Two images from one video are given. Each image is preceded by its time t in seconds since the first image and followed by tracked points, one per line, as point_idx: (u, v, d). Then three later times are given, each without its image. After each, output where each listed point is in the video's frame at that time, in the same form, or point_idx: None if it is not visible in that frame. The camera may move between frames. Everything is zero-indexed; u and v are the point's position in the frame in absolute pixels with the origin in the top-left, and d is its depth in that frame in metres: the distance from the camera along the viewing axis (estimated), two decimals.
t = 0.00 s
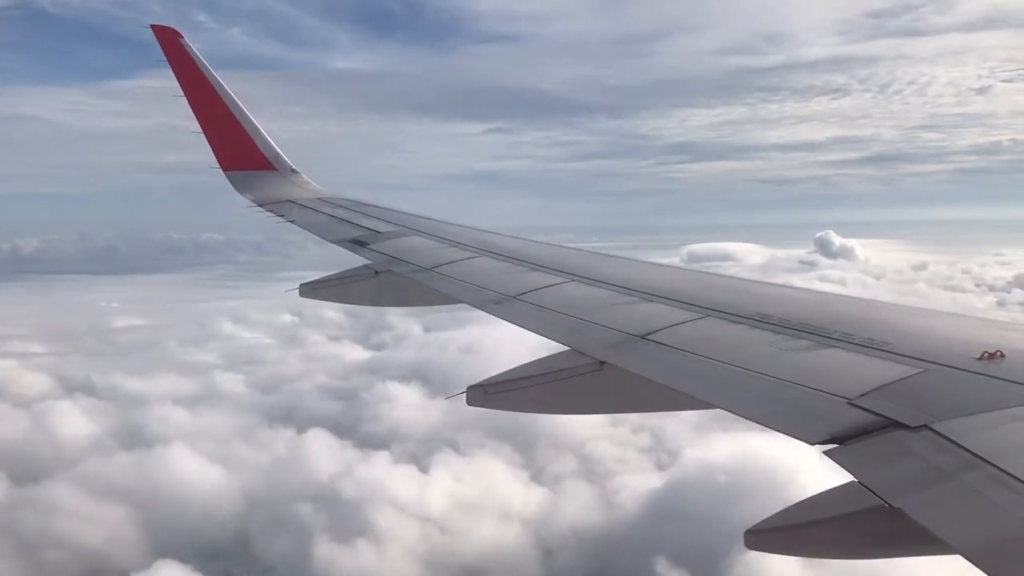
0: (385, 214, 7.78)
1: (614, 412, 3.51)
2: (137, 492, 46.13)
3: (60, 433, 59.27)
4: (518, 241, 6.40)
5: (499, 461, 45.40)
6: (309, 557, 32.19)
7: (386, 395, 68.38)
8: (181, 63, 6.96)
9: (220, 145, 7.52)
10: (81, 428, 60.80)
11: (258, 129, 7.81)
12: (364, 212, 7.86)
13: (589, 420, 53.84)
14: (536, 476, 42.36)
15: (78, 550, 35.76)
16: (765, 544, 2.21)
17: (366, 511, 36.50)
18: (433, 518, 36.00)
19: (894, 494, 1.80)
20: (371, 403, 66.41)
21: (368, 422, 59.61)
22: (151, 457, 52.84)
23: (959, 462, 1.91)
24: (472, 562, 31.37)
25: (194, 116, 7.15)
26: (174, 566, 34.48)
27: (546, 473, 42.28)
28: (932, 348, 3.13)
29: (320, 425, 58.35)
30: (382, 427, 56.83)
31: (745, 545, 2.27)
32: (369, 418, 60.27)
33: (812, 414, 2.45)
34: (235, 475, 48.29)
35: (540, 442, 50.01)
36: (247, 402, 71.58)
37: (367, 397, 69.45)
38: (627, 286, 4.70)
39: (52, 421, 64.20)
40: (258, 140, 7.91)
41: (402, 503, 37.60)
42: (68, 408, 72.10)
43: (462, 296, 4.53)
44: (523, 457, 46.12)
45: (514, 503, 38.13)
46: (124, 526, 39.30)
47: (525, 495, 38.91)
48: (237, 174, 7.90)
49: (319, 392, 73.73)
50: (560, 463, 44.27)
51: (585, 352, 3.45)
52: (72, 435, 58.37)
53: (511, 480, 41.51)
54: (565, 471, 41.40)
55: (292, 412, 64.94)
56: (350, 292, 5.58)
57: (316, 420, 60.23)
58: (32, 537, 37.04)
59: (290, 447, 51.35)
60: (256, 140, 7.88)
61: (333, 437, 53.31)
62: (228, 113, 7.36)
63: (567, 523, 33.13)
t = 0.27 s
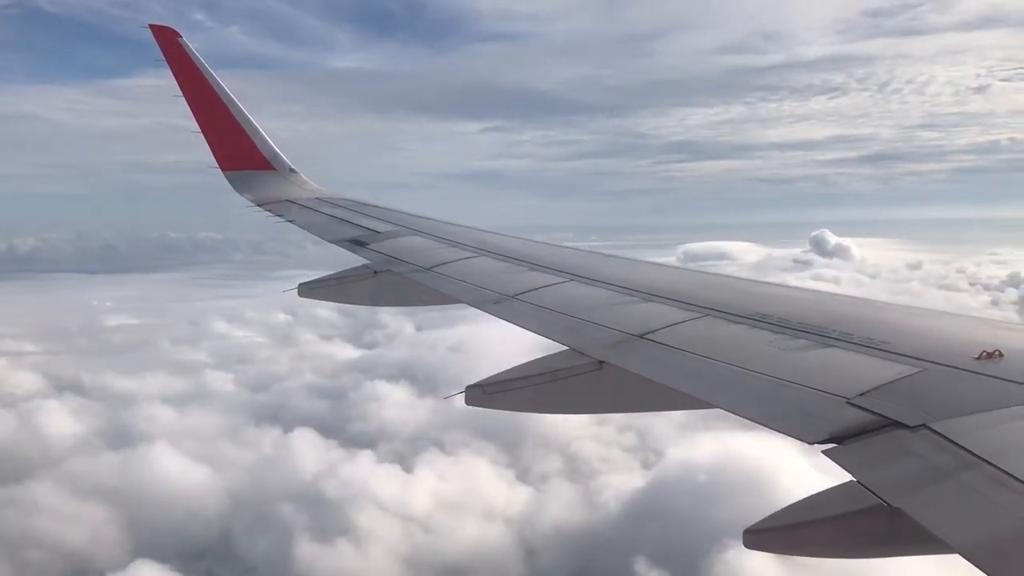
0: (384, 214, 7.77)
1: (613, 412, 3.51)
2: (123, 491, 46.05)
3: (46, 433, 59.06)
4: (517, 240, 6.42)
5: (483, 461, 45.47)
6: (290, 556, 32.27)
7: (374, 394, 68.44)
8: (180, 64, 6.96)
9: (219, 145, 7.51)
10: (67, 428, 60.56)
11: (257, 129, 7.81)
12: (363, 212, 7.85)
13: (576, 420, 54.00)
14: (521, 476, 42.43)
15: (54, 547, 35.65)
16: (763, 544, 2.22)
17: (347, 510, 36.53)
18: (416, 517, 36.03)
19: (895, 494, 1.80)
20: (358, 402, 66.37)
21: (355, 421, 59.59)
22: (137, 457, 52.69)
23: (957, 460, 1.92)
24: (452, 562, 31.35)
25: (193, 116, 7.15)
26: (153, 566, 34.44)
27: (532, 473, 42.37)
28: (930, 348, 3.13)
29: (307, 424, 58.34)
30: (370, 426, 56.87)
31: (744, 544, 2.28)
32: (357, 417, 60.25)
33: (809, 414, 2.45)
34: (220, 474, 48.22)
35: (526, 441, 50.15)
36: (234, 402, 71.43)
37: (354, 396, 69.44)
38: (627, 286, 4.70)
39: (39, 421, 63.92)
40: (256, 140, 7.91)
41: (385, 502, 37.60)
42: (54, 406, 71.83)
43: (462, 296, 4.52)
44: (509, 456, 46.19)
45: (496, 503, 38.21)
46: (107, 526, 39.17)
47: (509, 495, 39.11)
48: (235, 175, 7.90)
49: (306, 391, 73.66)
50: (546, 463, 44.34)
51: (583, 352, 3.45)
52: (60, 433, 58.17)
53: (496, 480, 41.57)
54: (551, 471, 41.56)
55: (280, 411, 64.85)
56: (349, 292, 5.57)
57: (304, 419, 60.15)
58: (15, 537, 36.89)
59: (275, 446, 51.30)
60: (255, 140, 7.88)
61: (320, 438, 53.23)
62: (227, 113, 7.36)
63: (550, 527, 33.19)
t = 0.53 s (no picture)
0: (383, 214, 7.77)
1: (612, 412, 3.51)
2: (106, 490, 45.90)
3: (33, 433, 58.84)
4: (515, 240, 6.42)
5: (469, 460, 45.47)
6: (271, 556, 32.37)
7: (364, 391, 68.46)
8: (179, 63, 6.94)
9: (218, 144, 7.50)
10: (55, 427, 60.37)
11: (256, 129, 7.80)
12: (362, 211, 7.84)
13: (564, 419, 54.15)
14: (506, 476, 42.44)
15: (37, 548, 35.63)
16: (762, 542, 2.22)
17: (328, 509, 36.60)
18: (399, 517, 36.13)
19: (893, 494, 1.80)
20: (347, 400, 66.32)
21: (344, 420, 59.55)
22: (124, 456, 52.54)
23: (956, 460, 1.92)
24: (432, 565, 31.41)
25: (192, 116, 7.14)
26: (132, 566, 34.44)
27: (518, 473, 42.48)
28: (930, 347, 3.13)
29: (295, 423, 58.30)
30: (360, 425, 56.87)
31: (743, 544, 2.28)
32: (345, 416, 60.19)
33: (810, 413, 2.45)
34: (203, 474, 48.09)
35: (514, 439, 50.26)
36: (222, 402, 71.28)
37: (342, 395, 69.39)
38: (625, 285, 4.70)
39: (27, 421, 63.69)
40: (255, 140, 7.89)
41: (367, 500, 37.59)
42: (41, 406, 71.55)
43: (461, 295, 4.51)
44: (496, 455, 46.23)
45: (480, 503, 38.16)
46: (88, 525, 39.07)
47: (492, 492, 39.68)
48: (234, 174, 7.89)
49: (295, 390, 73.58)
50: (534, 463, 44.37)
51: (584, 352, 3.44)
52: (48, 433, 57.99)
53: (481, 480, 41.67)
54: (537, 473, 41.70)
55: (268, 410, 64.73)
56: (348, 292, 5.57)
57: (292, 418, 60.06)
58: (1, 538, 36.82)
59: (262, 445, 51.24)
60: (254, 140, 7.87)
61: (309, 437, 53.17)
62: (226, 113, 7.35)
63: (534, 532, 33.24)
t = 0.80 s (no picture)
0: (382, 213, 7.76)
1: (612, 411, 3.51)
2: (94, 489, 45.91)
3: (22, 433, 58.78)
4: (514, 238, 6.42)
5: (456, 459, 45.60)
6: (251, 555, 32.39)
7: (353, 391, 68.46)
8: (178, 63, 6.94)
9: (217, 144, 7.49)
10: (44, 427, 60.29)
11: (255, 129, 7.79)
12: (362, 211, 7.84)
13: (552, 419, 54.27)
14: (491, 475, 42.58)
15: (21, 548, 35.57)
16: (762, 540, 2.22)
17: (309, 510, 36.63)
18: (382, 516, 36.17)
19: (894, 493, 1.80)
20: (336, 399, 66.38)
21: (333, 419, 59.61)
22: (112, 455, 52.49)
23: (957, 458, 1.91)
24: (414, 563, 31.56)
25: (191, 117, 7.14)
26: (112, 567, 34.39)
27: (505, 472, 42.55)
28: (929, 345, 3.13)
29: (283, 422, 58.24)
30: (350, 424, 56.87)
31: (742, 543, 2.28)
32: (334, 415, 60.22)
33: (809, 412, 2.45)
34: (191, 473, 48.12)
35: (501, 437, 50.35)
36: (211, 401, 71.24)
37: (331, 395, 69.46)
38: (623, 284, 4.70)
39: (16, 421, 63.44)
40: (254, 141, 7.89)
41: (351, 499, 37.69)
42: (29, 405, 71.25)
43: (460, 294, 4.52)
44: (482, 454, 46.38)
45: (465, 505, 38.32)
46: (71, 525, 38.95)
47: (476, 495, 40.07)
48: (233, 174, 7.88)
49: (283, 389, 73.57)
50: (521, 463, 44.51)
51: (584, 351, 3.44)
52: (36, 433, 57.81)
53: (467, 480, 41.76)
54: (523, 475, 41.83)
55: (257, 409, 64.70)
56: (347, 291, 5.57)
57: (281, 417, 60.07)
58: None
59: (249, 444, 51.15)
60: (253, 140, 7.87)
61: (298, 437, 53.20)
62: (226, 113, 7.35)
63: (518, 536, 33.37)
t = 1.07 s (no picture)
0: (383, 213, 7.75)
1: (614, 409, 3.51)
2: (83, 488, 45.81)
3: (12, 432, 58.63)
4: (516, 237, 6.41)
5: (442, 458, 45.67)
6: (234, 555, 32.33)
7: (344, 389, 68.43)
8: (178, 62, 6.92)
9: (217, 143, 7.49)
10: (34, 426, 60.11)
11: (255, 128, 7.78)
12: (363, 211, 7.83)
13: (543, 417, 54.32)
14: (478, 474, 42.66)
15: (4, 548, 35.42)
16: (763, 539, 2.22)
17: (293, 509, 36.57)
18: (368, 515, 36.14)
19: (894, 490, 1.81)
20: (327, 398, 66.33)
21: (322, 419, 59.58)
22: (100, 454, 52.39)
23: (957, 457, 1.92)
24: (398, 561, 31.61)
25: (192, 115, 7.13)
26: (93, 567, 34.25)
27: (493, 472, 42.54)
28: (931, 344, 3.12)
29: (274, 421, 58.14)
30: (341, 423, 56.84)
31: (743, 541, 2.28)
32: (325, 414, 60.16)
33: (811, 410, 2.45)
34: (176, 474, 48.01)
35: (491, 435, 50.37)
36: (201, 400, 71.15)
37: (320, 394, 69.40)
38: (624, 283, 4.70)
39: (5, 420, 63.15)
40: (255, 139, 7.89)
41: (335, 499, 37.63)
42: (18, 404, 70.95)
43: (462, 294, 4.51)
44: (470, 452, 46.45)
45: (452, 504, 38.30)
46: (56, 525, 38.82)
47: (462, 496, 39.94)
48: (233, 173, 7.88)
49: (274, 388, 73.52)
50: (509, 461, 44.55)
51: (585, 349, 3.44)
52: (26, 432, 57.58)
53: (454, 480, 41.76)
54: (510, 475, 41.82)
55: (247, 408, 64.64)
56: (349, 291, 5.57)
57: (271, 416, 60.01)
58: None
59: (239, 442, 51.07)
60: (254, 139, 7.87)
61: (285, 436, 53.09)
62: (226, 112, 7.34)
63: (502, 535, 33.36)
